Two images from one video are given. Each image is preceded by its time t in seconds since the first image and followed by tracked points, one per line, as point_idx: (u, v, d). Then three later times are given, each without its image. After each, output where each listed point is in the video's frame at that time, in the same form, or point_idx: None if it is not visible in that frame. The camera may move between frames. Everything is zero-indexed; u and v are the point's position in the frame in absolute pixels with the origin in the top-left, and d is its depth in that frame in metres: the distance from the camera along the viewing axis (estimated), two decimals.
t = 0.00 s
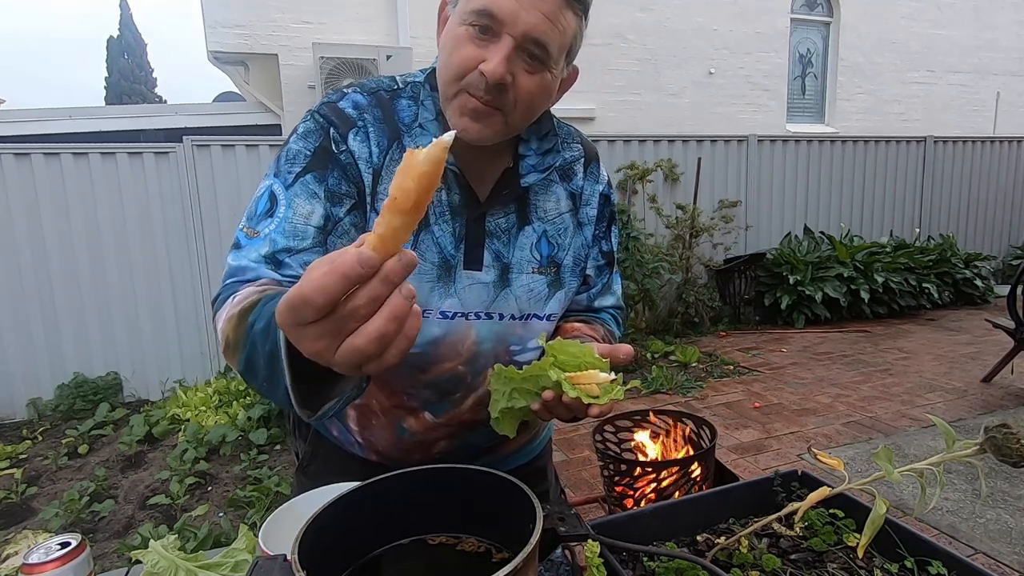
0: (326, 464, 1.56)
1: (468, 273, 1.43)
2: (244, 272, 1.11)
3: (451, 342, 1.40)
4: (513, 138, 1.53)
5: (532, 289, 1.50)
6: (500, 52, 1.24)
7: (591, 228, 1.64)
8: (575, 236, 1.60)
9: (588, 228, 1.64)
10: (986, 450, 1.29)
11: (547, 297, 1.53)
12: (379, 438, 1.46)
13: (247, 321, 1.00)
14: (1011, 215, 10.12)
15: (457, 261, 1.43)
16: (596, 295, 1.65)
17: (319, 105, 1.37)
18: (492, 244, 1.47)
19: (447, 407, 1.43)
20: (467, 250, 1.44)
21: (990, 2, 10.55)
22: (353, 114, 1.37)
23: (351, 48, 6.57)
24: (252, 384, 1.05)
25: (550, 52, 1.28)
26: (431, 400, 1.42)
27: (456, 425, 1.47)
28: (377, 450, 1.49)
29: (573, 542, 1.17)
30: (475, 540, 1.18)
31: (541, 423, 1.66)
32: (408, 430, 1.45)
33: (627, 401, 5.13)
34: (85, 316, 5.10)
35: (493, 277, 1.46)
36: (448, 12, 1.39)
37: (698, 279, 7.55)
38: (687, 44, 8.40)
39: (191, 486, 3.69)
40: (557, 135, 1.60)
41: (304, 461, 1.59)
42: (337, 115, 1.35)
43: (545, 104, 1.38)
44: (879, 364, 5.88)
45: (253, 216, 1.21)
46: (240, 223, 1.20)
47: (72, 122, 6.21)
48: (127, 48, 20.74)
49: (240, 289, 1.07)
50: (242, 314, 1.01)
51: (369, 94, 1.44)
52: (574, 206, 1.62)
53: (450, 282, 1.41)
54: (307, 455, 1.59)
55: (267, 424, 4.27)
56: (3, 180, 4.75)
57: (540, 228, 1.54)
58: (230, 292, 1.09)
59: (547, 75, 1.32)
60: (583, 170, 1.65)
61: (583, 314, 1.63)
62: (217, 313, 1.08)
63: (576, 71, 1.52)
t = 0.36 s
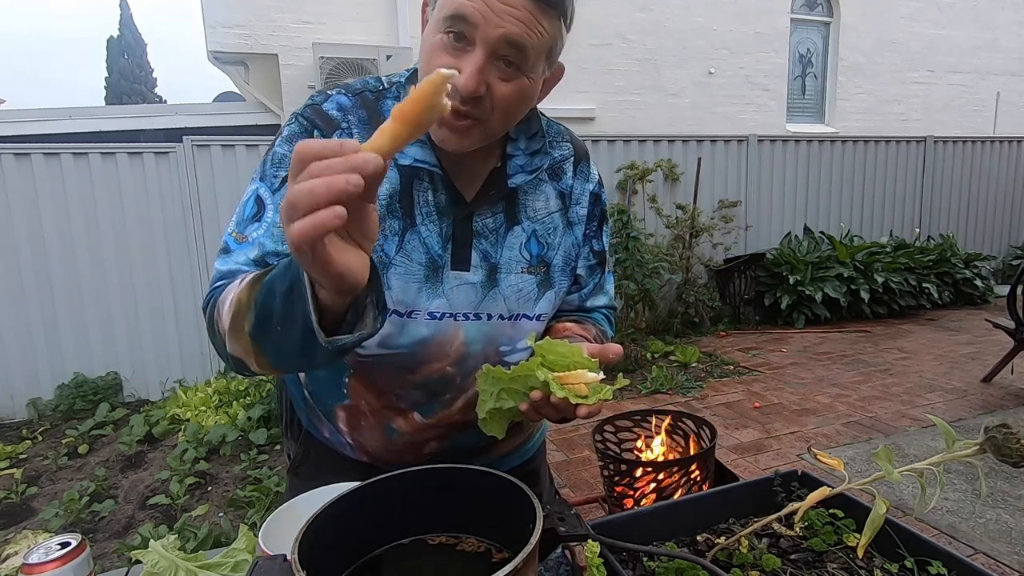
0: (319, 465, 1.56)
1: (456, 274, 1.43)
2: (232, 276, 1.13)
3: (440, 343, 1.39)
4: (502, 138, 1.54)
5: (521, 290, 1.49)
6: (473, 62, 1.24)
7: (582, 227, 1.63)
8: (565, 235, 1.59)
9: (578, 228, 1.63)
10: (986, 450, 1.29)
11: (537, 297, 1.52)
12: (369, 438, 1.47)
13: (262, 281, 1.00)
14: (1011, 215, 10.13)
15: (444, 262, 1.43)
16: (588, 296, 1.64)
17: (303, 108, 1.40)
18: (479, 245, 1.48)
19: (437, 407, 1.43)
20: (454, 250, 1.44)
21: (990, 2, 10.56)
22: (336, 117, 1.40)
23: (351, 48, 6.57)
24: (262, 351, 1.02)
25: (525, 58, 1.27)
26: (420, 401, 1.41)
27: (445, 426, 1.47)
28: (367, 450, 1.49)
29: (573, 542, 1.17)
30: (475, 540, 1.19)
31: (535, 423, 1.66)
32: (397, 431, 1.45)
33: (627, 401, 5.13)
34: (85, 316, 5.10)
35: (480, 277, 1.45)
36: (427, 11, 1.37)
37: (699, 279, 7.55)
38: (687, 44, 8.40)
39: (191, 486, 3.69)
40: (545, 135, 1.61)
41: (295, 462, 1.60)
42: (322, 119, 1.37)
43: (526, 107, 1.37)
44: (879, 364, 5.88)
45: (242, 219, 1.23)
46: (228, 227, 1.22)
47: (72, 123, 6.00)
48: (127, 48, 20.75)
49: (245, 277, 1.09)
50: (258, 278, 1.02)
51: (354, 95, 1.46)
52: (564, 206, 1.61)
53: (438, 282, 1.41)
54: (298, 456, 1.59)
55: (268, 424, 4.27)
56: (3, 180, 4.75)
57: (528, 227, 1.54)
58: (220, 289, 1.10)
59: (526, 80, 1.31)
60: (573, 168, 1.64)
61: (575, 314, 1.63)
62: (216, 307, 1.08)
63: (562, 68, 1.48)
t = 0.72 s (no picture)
0: (315, 466, 1.56)
1: (449, 279, 1.43)
2: (226, 278, 1.13)
3: (432, 348, 1.39)
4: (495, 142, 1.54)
5: (514, 294, 1.50)
6: (462, 78, 1.24)
7: (575, 231, 1.63)
8: (559, 238, 1.59)
9: (572, 231, 1.62)
10: (986, 450, 1.29)
11: (530, 301, 1.52)
12: (361, 441, 1.47)
13: (255, 284, 1.01)
14: (1011, 215, 10.13)
15: (437, 267, 1.43)
16: (582, 299, 1.64)
17: (296, 110, 1.40)
18: (472, 249, 1.47)
19: (429, 411, 1.43)
20: (447, 255, 1.44)
21: (990, 2, 10.56)
22: (329, 119, 1.40)
23: (351, 48, 6.56)
24: (255, 352, 1.02)
25: (514, 70, 1.26)
26: (411, 405, 1.41)
27: (438, 429, 1.47)
28: (360, 452, 1.49)
29: (573, 542, 1.17)
30: (475, 540, 1.19)
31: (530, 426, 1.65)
32: (389, 433, 1.45)
33: (627, 401, 5.13)
34: (85, 317, 5.10)
35: (473, 282, 1.45)
36: (416, 18, 1.36)
37: (699, 279, 7.54)
38: (687, 44, 8.40)
39: (191, 486, 3.69)
40: (539, 139, 1.60)
41: (290, 461, 1.60)
42: (314, 121, 1.38)
43: (519, 115, 1.37)
44: (879, 364, 5.88)
45: (236, 222, 1.24)
46: (222, 229, 1.23)
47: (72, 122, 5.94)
48: (127, 47, 20.76)
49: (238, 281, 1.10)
50: (251, 280, 1.02)
51: (346, 97, 1.45)
52: (558, 209, 1.60)
53: (430, 288, 1.41)
54: (293, 455, 1.60)
55: (268, 424, 4.27)
56: (3, 180, 4.75)
57: (522, 231, 1.53)
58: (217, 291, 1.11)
59: (516, 91, 1.31)
60: (567, 171, 1.64)
61: (569, 317, 1.62)
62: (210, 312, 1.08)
63: (553, 74, 1.46)
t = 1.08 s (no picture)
0: (312, 466, 1.57)
1: (445, 276, 1.43)
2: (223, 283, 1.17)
3: (427, 347, 1.39)
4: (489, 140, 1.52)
5: (511, 290, 1.50)
6: (461, 83, 1.24)
7: (571, 228, 1.63)
8: (555, 236, 1.59)
9: (568, 228, 1.62)
10: (986, 450, 1.29)
11: (527, 298, 1.52)
12: (357, 440, 1.47)
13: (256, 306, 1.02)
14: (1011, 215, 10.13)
15: (433, 264, 1.42)
16: (580, 296, 1.64)
17: (290, 111, 1.39)
18: (468, 246, 1.47)
19: (425, 407, 1.43)
20: (443, 252, 1.44)
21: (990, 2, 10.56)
22: (322, 119, 1.39)
23: (350, 48, 6.60)
24: (255, 373, 1.05)
25: (513, 72, 1.26)
26: (407, 402, 1.41)
27: (434, 427, 1.47)
28: (356, 451, 1.49)
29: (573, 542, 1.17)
30: (475, 540, 1.19)
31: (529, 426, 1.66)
32: (385, 431, 1.45)
33: (627, 401, 5.14)
34: (86, 317, 5.10)
35: (470, 279, 1.45)
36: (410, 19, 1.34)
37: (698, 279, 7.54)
38: (687, 44, 8.40)
39: (191, 487, 3.69)
40: (534, 136, 1.59)
41: (286, 462, 1.60)
42: (307, 122, 1.37)
43: (518, 112, 1.37)
44: (879, 364, 5.88)
45: (230, 224, 1.26)
46: (217, 232, 1.26)
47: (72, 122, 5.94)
48: (127, 48, 20.79)
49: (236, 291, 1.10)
50: (252, 301, 1.04)
51: (341, 97, 1.45)
52: (553, 206, 1.60)
53: (426, 285, 1.40)
54: (290, 455, 1.60)
55: (267, 424, 4.27)
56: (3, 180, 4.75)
57: (518, 228, 1.53)
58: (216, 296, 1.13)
59: (514, 91, 1.31)
60: (563, 169, 1.63)
61: (566, 315, 1.62)
62: (209, 318, 1.10)
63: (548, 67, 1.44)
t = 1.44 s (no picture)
0: (310, 467, 1.58)
1: (438, 271, 1.42)
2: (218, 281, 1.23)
3: (422, 340, 1.39)
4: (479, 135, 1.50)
5: (504, 283, 1.49)
6: (462, 92, 1.24)
7: (563, 221, 1.62)
8: (547, 229, 1.58)
9: (560, 221, 1.62)
10: (986, 450, 1.29)
11: (520, 291, 1.52)
12: (353, 435, 1.47)
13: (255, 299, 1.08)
14: (1010, 215, 10.13)
15: (426, 258, 1.42)
16: (574, 290, 1.65)
17: (280, 112, 1.40)
18: (460, 240, 1.46)
19: (419, 400, 1.42)
20: (436, 246, 1.43)
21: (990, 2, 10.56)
22: (311, 119, 1.39)
23: (351, 48, 6.69)
24: (252, 363, 1.11)
25: (509, 75, 1.27)
26: (402, 395, 1.41)
27: (430, 421, 1.46)
28: (353, 447, 1.49)
29: (573, 542, 1.17)
30: (475, 540, 1.20)
31: (526, 422, 1.66)
32: (380, 426, 1.44)
33: (627, 401, 5.14)
34: (86, 317, 5.10)
35: (463, 272, 1.44)
36: (399, 28, 1.32)
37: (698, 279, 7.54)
38: (687, 44, 8.40)
39: (191, 486, 3.69)
40: (524, 131, 1.57)
41: (285, 460, 1.62)
42: (296, 122, 1.37)
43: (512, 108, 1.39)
44: (879, 364, 5.88)
45: (223, 225, 1.30)
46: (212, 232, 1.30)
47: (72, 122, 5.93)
48: (127, 48, 20.80)
49: (234, 288, 1.17)
50: (249, 296, 1.10)
51: (331, 97, 1.45)
52: (545, 199, 1.59)
53: (419, 278, 1.40)
54: (288, 453, 1.61)
55: (267, 424, 4.27)
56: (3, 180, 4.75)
57: (510, 222, 1.52)
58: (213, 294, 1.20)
59: (510, 91, 1.32)
60: (553, 162, 1.62)
61: (561, 308, 1.65)
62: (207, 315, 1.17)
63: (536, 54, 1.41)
